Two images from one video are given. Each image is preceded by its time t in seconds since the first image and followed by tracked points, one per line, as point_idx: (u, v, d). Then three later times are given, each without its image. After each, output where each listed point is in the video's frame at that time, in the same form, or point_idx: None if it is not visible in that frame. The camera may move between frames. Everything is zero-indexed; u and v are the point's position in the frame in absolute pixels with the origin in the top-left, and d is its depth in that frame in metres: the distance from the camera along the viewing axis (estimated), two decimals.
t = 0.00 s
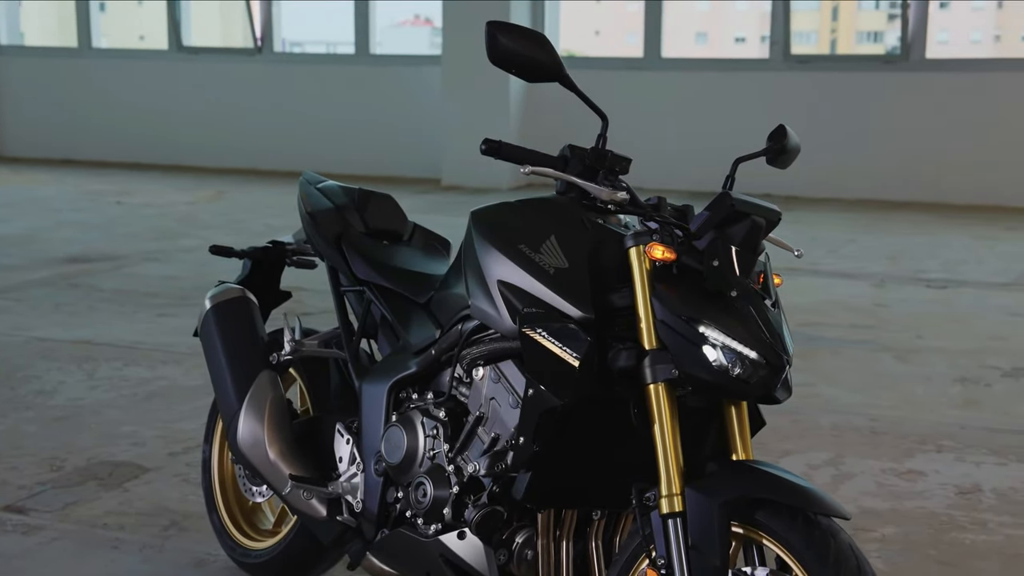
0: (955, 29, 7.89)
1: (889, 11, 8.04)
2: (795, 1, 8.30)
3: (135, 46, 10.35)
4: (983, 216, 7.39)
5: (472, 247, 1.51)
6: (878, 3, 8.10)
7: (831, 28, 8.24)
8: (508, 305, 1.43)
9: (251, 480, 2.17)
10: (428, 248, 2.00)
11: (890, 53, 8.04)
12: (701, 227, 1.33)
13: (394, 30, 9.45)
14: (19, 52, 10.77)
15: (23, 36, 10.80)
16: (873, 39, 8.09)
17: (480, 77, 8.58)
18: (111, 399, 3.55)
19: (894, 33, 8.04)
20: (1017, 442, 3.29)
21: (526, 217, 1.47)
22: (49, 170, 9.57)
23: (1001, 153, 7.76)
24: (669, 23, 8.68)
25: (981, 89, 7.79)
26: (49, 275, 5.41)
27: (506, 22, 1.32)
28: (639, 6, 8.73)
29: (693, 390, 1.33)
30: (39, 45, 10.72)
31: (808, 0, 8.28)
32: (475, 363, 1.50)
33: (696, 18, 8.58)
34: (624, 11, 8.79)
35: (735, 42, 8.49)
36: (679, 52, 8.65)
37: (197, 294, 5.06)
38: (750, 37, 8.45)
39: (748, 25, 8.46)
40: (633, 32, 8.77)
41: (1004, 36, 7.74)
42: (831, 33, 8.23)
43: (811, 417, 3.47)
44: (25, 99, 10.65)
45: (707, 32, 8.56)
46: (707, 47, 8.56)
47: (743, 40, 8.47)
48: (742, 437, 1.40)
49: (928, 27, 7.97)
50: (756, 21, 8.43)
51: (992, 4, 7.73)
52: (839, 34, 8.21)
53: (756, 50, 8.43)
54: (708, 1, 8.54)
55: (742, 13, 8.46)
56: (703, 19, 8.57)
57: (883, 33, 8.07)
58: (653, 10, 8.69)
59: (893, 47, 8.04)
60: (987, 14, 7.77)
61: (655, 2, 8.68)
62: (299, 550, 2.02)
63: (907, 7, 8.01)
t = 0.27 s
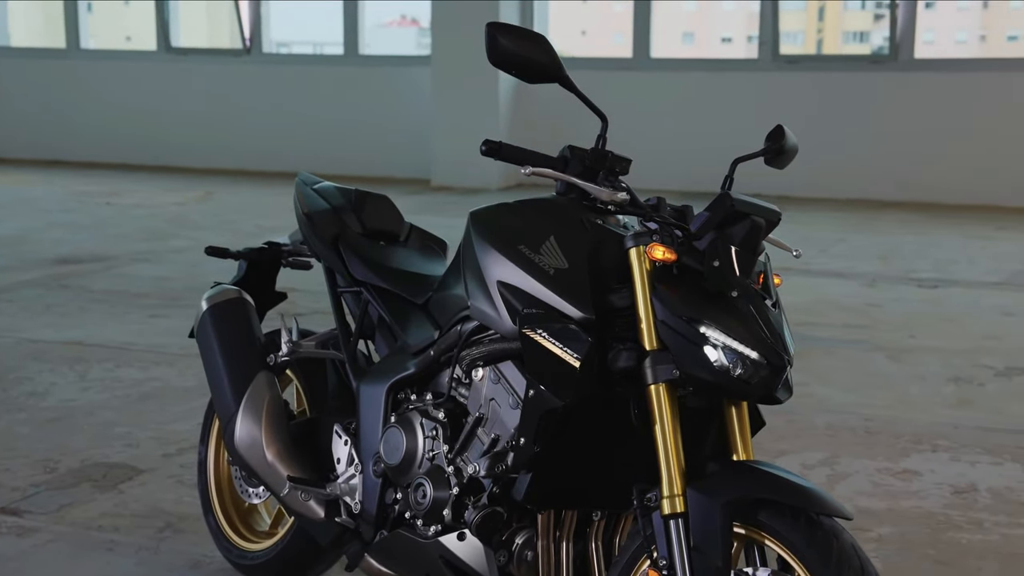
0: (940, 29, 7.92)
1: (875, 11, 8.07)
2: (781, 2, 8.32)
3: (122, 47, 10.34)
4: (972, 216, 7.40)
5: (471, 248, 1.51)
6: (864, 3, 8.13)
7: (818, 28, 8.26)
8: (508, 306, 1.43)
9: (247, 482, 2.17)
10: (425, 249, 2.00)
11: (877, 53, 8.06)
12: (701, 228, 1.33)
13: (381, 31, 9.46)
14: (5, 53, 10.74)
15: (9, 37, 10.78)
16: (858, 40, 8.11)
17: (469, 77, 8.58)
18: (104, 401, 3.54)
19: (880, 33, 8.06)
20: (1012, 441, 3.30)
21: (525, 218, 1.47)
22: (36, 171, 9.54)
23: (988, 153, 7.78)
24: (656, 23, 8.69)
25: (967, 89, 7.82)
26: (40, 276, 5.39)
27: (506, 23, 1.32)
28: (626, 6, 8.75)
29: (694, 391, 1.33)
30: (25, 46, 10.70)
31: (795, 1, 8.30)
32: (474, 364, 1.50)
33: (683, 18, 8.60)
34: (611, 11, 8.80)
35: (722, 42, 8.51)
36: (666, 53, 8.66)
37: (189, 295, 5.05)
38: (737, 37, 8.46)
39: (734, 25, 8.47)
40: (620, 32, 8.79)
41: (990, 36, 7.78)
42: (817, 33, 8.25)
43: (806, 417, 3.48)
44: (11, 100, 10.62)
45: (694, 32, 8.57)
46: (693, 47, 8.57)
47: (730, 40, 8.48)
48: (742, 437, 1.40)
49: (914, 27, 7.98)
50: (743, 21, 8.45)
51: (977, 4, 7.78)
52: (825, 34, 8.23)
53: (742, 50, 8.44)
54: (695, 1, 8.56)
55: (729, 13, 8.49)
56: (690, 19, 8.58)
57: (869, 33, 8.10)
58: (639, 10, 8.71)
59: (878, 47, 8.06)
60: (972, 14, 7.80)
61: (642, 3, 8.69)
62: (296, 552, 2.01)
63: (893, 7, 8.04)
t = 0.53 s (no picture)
0: (923, 29, 7.95)
1: (857, 11, 8.10)
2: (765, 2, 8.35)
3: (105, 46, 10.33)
4: (957, 216, 7.43)
5: (470, 249, 1.51)
6: (847, 3, 8.16)
7: (801, 28, 8.28)
8: (508, 307, 1.43)
9: (244, 483, 2.16)
10: (421, 250, 2.00)
11: (859, 54, 8.10)
12: (701, 229, 1.33)
13: (366, 30, 9.45)
14: None
15: None
16: (841, 40, 8.15)
17: (456, 77, 8.57)
18: (95, 403, 3.52)
19: (863, 34, 8.09)
20: (1002, 440, 3.31)
21: (523, 219, 1.47)
22: (20, 171, 9.50)
23: (972, 152, 7.81)
24: (640, 23, 8.71)
25: (950, 89, 7.85)
26: (27, 277, 5.37)
27: (507, 24, 1.31)
28: (610, 6, 8.76)
29: (695, 391, 1.33)
30: (8, 46, 10.66)
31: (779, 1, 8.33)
32: (474, 365, 1.49)
33: (667, 19, 8.62)
34: (596, 12, 8.82)
35: (706, 42, 8.53)
36: (650, 53, 8.69)
37: (177, 296, 5.03)
38: (721, 37, 8.49)
39: (717, 25, 8.50)
40: (605, 32, 8.80)
41: (972, 37, 7.82)
42: (800, 34, 8.27)
43: (798, 417, 3.49)
44: None
45: (678, 33, 8.60)
46: (677, 47, 8.61)
47: (714, 40, 8.51)
48: (742, 437, 1.40)
49: (897, 28, 8.01)
50: (727, 22, 8.48)
51: (958, 4, 7.82)
52: (808, 34, 8.25)
53: (726, 51, 8.47)
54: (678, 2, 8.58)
55: (713, 13, 8.51)
56: (674, 19, 8.61)
57: (852, 34, 8.13)
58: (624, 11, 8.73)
59: (861, 47, 8.10)
60: (954, 14, 7.85)
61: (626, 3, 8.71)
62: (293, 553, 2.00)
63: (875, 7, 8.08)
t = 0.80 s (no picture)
0: (906, 29, 7.99)
1: (841, 11, 8.12)
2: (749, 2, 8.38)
3: (88, 46, 10.31)
4: (942, 215, 7.45)
5: (469, 249, 1.51)
6: (830, 3, 8.19)
7: (784, 28, 8.31)
8: (507, 307, 1.43)
9: (240, 485, 2.16)
10: (417, 251, 2.00)
11: (841, 53, 8.13)
12: (702, 229, 1.33)
13: (350, 30, 9.45)
14: None
15: None
16: (824, 40, 8.18)
17: (443, 77, 8.57)
18: (85, 404, 3.51)
19: (846, 33, 8.12)
20: (993, 438, 3.32)
21: (522, 219, 1.47)
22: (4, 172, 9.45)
23: (957, 151, 7.83)
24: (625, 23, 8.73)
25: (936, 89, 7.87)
26: (15, 278, 5.35)
27: (507, 25, 1.31)
28: (595, 6, 8.78)
29: (696, 391, 1.33)
30: None
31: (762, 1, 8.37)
32: (474, 365, 1.49)
33: (652, 18, 8.64)
34: (581, 11, 8.84)
35: (690, 41, 8.56)
36: (635, 52, 8.72)
37: (166, 297, 5.01)
38: (705, 37, 8.52)
39: (701, 24, 8.53)
40: (590, 32, 8.83)
41: (954, 36, 7.86)
42: (784, 33, 8.30)
43: (790, 417, 3.50)
44: None
45: (662, 33, 8.62)
46: (661, 47, 8.63)
47: (698, 39, 8.54)
48: (742, 437, 1.40)
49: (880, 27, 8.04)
50: (710, 21, 8.50)
51: (941, 4, 7.87)
52: (791, 34, 8.28)
53: (711, 50, 8.50)
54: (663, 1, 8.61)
55: (696, 13, 8.54)
56: (658, 19, 8.64)
57: (835, 33, 8.16)
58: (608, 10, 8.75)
59: (844, 47, 8.13)
60: (936, 14, 7.89)
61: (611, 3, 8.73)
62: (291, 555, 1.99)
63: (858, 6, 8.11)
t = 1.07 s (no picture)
0: (891, 29, 8.01)
1: (826, 11, 8.14)
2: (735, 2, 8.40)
3: (70, 46, 10.28)
4: (930, 215, 7.47)
5: (469, 250, 1.51)
6: (815, 3, 8.21)
7: (770, 28, 8.32)
8: (508, 308, 1.43)
9: (236, 486, 2.15)
10: (414, 252, 2.00)
11: (825, 53, 8.15)
12: (703, 230, 1.33)
13: (336, 29, 9.44)
14: None
15: None
16: (809, 39, 8.20)
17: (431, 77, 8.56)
18: (76, 406, 3.50)
19: (832, 33, 8.13)
20: (986, 437, 3.34)
21: (522, 219, 1.47)
22: None
23: (942, 151, 7.86)
24: (611, 23, 8.73)
25: (923, 89, 7.88)
26: (3, 280, 5.33)
27: (508, 26, 1.31)
28: (581, 6, 8.81)
29: (696, 391, 1.33)
30: None
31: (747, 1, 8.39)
32: (474, 366, 1.49)
33: (637, 18, 8.66)
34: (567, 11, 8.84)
35: (675, 41, 8.58)
36: (620, 52, 8.73)
37: (156, 297, 5.00)
38: (690, 37, 8.54)
39: (687, 24, 8.55)
40: (576, 31, 8.86)
41: (939, 36, 7.89)
42: (769, 33, 8.32)
43: (783, 418, 3.50)
44: None
45: (648, 33, 8.64)
46: (646, 47, 8.65)
47: (683, 39, 8.56)
48: (743, 437, 1.40)
49: (865, 27, 8.05)
50: (695, 21, 8.52)
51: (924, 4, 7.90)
52: (777, 34, 8.30)
53: (696, 50, 8.52)
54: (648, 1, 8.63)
55: (681, 13, 8.56)
56: (644, 19, 8.66)
57: (821, 33, 8.17)
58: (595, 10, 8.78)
59: (829, 46, 8.14)
60: (920, 14, 7.92)
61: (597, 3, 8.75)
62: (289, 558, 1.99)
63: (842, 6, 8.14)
